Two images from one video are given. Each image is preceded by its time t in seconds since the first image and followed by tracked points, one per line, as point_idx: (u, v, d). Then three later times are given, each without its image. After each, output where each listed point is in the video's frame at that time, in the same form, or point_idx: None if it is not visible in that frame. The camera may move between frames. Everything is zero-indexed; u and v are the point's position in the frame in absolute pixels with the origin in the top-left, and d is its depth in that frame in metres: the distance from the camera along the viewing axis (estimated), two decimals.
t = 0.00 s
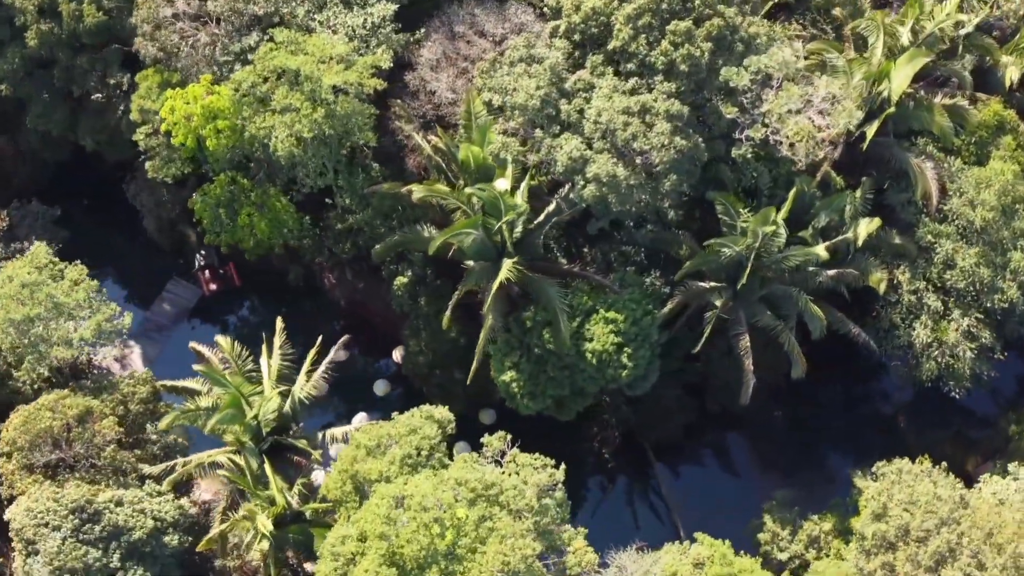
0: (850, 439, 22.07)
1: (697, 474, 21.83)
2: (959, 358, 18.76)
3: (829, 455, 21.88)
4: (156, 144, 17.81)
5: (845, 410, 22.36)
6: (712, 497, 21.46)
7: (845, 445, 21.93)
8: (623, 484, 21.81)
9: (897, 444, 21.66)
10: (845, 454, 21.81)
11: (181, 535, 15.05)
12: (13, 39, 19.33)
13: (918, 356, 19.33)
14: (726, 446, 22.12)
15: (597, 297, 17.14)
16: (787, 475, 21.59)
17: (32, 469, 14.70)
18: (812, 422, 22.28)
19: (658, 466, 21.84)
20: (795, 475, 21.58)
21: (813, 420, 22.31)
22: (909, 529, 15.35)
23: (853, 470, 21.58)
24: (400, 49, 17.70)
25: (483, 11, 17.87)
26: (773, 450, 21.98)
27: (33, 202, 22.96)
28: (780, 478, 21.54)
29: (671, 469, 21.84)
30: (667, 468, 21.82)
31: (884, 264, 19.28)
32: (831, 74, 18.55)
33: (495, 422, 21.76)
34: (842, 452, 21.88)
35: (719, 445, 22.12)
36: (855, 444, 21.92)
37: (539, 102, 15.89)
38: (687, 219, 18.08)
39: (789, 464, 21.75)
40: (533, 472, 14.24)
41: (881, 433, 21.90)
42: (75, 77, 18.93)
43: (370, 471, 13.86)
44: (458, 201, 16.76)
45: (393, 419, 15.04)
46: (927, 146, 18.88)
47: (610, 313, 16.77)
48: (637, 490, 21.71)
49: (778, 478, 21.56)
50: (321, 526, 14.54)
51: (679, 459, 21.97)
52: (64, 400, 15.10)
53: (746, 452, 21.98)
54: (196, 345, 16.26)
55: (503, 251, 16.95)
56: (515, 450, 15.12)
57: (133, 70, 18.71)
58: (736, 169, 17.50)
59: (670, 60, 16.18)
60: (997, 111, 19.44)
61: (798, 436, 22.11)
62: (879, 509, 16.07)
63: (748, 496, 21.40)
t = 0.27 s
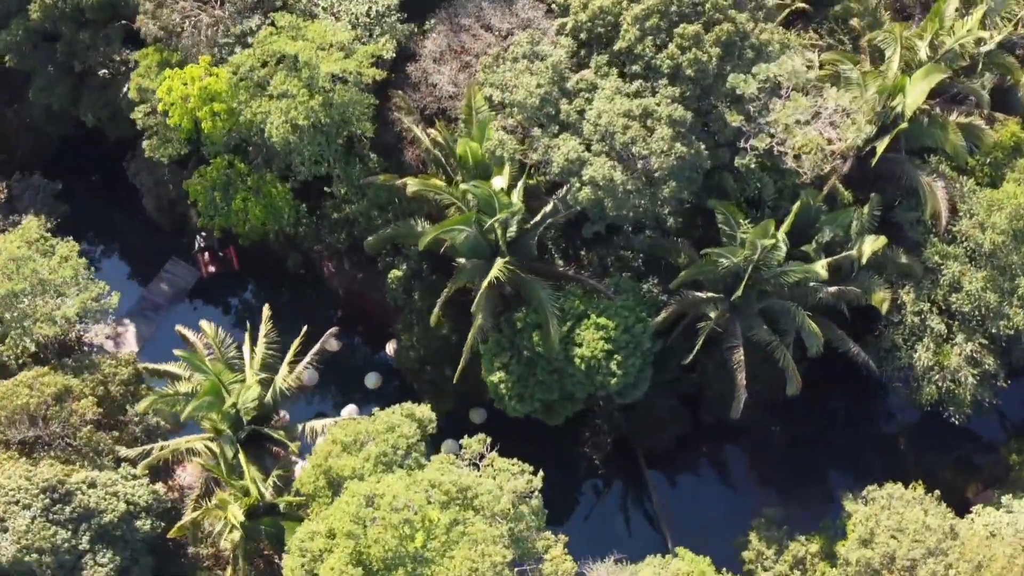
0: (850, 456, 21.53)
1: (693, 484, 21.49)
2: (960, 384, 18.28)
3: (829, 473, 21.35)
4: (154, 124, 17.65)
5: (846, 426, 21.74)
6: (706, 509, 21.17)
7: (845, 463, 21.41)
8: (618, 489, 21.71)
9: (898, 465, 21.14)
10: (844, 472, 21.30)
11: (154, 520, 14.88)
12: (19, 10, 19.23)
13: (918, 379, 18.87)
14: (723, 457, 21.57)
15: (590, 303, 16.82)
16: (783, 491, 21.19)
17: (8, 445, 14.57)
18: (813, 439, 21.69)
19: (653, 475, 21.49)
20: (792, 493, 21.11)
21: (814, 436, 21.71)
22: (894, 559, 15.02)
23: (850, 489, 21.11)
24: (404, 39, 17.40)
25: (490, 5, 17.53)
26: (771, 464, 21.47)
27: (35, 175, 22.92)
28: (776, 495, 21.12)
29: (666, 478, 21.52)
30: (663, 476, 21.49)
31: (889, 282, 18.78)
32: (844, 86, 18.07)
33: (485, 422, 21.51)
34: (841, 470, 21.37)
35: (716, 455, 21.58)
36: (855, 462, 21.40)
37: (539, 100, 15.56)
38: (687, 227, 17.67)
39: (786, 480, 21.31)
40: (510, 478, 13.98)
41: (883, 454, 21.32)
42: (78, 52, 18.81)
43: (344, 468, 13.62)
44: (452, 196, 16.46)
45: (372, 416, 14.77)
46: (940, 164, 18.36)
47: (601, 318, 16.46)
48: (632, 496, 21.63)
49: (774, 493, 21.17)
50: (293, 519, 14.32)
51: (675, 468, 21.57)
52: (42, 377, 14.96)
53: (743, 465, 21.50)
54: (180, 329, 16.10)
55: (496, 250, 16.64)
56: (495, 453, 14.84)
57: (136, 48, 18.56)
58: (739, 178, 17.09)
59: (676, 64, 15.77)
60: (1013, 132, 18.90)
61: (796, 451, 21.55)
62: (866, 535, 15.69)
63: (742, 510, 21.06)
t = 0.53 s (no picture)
0: (855, 482, 20.78)
1: (692, 497, 20.96)
2: (965, 421, 17.66)
3: (832, 497, 20.68)
4: (164, 91, 17.51)
5: (851, 451, 20.94)
6: (704, 524, 20.67)
7: (849, 489, 20.69)
8: (616, 496, 21.05)
9: (903, 496, 20.36)
10: (848, 498, 20.60)
11: (128, 490, 14.78)
12: None
13: (923, 412, 18.27)
14: (724, 471, 21.05)
15: (586, 307, 16.44)
16: (784, 512, 20.64)
17: None
18: (817, 461, 20.98)
19: (651, 484, 20.98)
20: (791, 514, 20.56)
21: (818, 458, 21.00)
22: None
23: (853, 517, 20.39)
24: (421, 24, 17.09)
25: None
26: (772, 483, 20.85)
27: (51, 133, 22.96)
28: (775, 515, 20.61)
29: (665, 488, 21.03)
30: (661, 486, 21.00)
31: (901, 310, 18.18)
32: (870, 104, 17.45)
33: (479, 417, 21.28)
34: (844, 495, 20.66)
35: (716, 469, 21.05)
36: (860, 488, 20.65)
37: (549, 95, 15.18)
38: (695, 237, 17.19)
39: (787, 500, 20.73)
40: (485, 480, 13.66)
41: (890, 482, 20.56)
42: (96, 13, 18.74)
43: (317, 455, 13.37)
44: (455, 186, 16.13)
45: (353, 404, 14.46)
46: (963, 193, 17.70)
47: (596, 324, 16.07)
48: (630, 504, 20.92)
49: (774, 513, 20.63)
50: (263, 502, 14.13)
51: (674, 479, 21.08)
52: (27, 338, 14.88)
53: (744, 481, 20.97)
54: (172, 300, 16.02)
55: (495, 245, 16.30)
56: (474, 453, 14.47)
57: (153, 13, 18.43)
58: (752, 191, 16.57)
59: (694, 69, 15.29)
60: None
61: (799, 472, 20.86)
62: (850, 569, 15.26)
63: (740, 527, 20.58)
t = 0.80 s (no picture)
0: (855, 505, 20.38)
1: (689, 508, 20.38)
2: (966, 455, 17.14)
3: (832, 520, 20.28)
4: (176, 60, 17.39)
5: (853, 474, 20.47)
6: (701, 537, 20.14)
7: (850, 512, 20.28)
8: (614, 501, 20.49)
9: (904, 524, 19.93)
10: (848, 522, 20.20)
11: (107, 459, 14.72)
12: None
13: (924, 443, 17.76)
14: (722, 484, 20.43)
15: (583, 310, 16.12)
16: (781, 531, 20.18)
17: None
18: (817, 482, 20.53)
19: (648, 491, 20.39)
20: (790, 534, 20.09)
21: (819, 479, 20.53)
22: None
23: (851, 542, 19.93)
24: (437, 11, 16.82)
25: None
26: (771, 501, 20.36)
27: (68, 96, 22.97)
28: (773, 533, 20.12)
29: (662, 498, 20.44)
30: (658, 494, 20.40)
31: (910, 335, 17.65)
32: (894, 122, 16.91)
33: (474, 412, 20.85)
34: (844, 519, 20.25)
35: (715, 482, 20.41)
36: (860, 513, 20.24)
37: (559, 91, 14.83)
38: (702, 246, 16.76)
39: (785, 519, 20.27)
40: (463, 478, 13.40)
41: (891, 508, 20.12)
42: None
43: (294, 440, 13.21)
44: (458, 177, 15.83)
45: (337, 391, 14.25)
46: (983, 221, 17.13)
47: (592, 328, 15.76)
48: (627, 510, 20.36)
49: (772, 532, 20.14)
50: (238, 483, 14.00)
51: (673, 489, 20.45)
52: (17, 300, 14.84)
53: (744, 496, 20.40)
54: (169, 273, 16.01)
55: (495, 240, 16.02)
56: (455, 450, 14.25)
57: None
58: (763, 203, 16.14)
59: (710, 75, 14.87)
60: None
61: (798, 492, 20.41)
62: None
63: (737, 543, 20.05)
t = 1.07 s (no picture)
0: (853, 531, 19.74)
1: (683, 520, 19.80)
2: (962, 496, 16.58)
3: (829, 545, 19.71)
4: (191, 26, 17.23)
5: (852, 501, 19.69)
6: (692, 553, 19.59)
7: (847, 539, 19.68)
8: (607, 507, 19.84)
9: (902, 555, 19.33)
10: (844, 549, 19.63)
11: (84, 421, 14.65)
12: None
13: (919, 480, 17.22)
14: (718, 499, 19.78)
15: (578, 313, 15.77)
16: (775, 554, 19.65)
17: None
18: (815, 506, 19.79)
19: (642, 498, 19.80)
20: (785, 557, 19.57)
21: (817, 503, 19.80)
22: None
23: (845, 570, 19.48)
24: None
25: None
26: (767, 522, 19.77)
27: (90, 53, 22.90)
28: (767, 555, 19.58)
29: (657, 507, 19.84)
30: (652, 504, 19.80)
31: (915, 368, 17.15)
32: (918, 147, 16.30)
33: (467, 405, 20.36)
34: (841, 545, 19.67)
35: (711, 497, 19.74)
36: (858, 540, 19.64)
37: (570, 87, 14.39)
38: (708, 258, 16.32)
39: (779, 541, 19.70)
40: (435, 474, 13.14)
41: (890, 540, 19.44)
42: None
43: (267, 420, 13.01)
44: (461, 166, 15.46)
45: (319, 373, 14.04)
46: (1002, 257, 16.47)
47: (584, 332, 15.40)
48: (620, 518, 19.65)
49: (766, 554, 19.59)
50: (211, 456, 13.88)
51: (669, 499, 19.84)
52: (9, 254, 14.77)
53: (740, 513, 19.77)
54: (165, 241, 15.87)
55: (493, 234, 15.70)
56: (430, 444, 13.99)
57: None
58: (773, 219, 15.64)
59: (728, 83, 14.36)
60: None
61: (795, 513, 19.78)
62: None
63: (731, 562, 19.51)
